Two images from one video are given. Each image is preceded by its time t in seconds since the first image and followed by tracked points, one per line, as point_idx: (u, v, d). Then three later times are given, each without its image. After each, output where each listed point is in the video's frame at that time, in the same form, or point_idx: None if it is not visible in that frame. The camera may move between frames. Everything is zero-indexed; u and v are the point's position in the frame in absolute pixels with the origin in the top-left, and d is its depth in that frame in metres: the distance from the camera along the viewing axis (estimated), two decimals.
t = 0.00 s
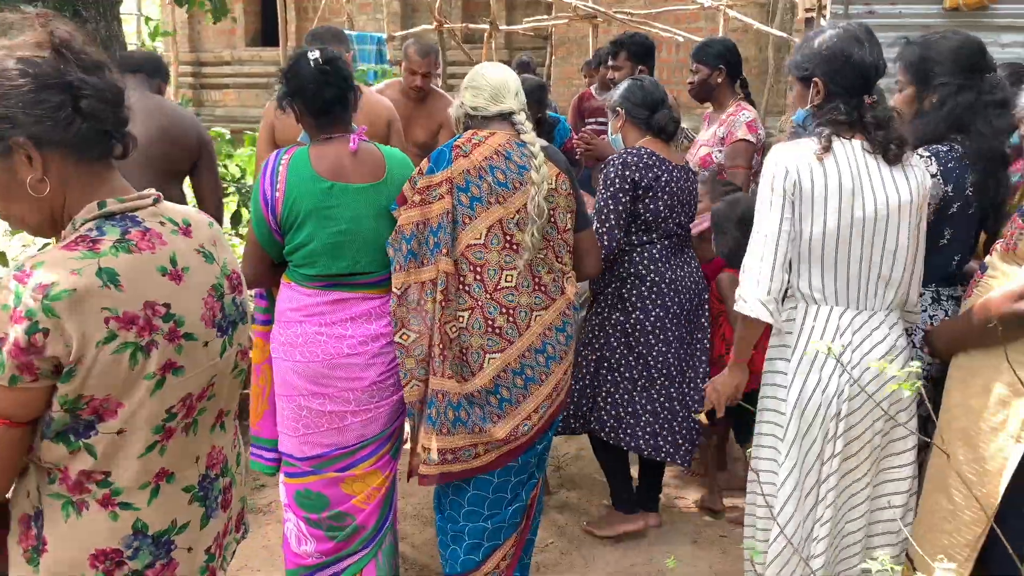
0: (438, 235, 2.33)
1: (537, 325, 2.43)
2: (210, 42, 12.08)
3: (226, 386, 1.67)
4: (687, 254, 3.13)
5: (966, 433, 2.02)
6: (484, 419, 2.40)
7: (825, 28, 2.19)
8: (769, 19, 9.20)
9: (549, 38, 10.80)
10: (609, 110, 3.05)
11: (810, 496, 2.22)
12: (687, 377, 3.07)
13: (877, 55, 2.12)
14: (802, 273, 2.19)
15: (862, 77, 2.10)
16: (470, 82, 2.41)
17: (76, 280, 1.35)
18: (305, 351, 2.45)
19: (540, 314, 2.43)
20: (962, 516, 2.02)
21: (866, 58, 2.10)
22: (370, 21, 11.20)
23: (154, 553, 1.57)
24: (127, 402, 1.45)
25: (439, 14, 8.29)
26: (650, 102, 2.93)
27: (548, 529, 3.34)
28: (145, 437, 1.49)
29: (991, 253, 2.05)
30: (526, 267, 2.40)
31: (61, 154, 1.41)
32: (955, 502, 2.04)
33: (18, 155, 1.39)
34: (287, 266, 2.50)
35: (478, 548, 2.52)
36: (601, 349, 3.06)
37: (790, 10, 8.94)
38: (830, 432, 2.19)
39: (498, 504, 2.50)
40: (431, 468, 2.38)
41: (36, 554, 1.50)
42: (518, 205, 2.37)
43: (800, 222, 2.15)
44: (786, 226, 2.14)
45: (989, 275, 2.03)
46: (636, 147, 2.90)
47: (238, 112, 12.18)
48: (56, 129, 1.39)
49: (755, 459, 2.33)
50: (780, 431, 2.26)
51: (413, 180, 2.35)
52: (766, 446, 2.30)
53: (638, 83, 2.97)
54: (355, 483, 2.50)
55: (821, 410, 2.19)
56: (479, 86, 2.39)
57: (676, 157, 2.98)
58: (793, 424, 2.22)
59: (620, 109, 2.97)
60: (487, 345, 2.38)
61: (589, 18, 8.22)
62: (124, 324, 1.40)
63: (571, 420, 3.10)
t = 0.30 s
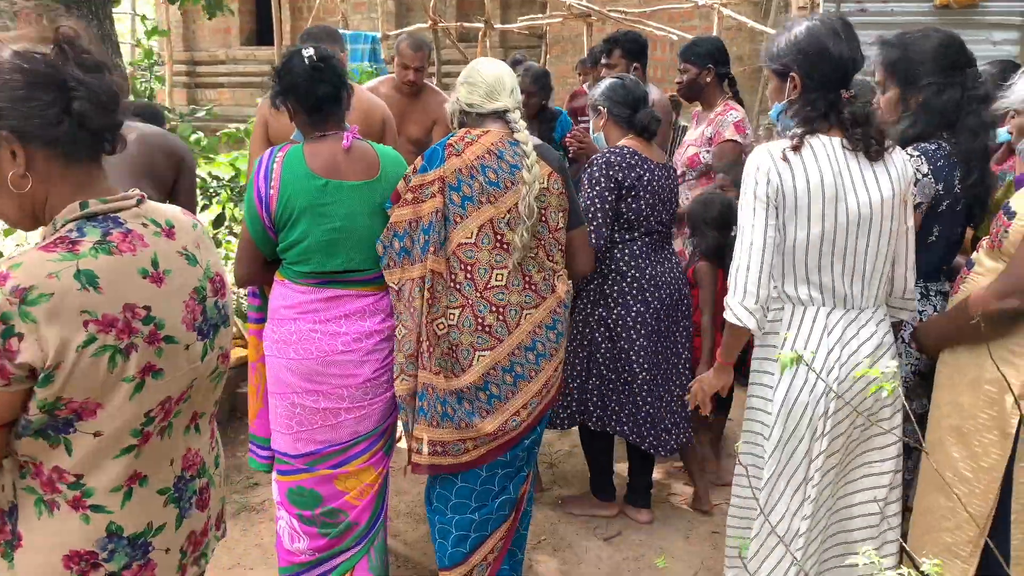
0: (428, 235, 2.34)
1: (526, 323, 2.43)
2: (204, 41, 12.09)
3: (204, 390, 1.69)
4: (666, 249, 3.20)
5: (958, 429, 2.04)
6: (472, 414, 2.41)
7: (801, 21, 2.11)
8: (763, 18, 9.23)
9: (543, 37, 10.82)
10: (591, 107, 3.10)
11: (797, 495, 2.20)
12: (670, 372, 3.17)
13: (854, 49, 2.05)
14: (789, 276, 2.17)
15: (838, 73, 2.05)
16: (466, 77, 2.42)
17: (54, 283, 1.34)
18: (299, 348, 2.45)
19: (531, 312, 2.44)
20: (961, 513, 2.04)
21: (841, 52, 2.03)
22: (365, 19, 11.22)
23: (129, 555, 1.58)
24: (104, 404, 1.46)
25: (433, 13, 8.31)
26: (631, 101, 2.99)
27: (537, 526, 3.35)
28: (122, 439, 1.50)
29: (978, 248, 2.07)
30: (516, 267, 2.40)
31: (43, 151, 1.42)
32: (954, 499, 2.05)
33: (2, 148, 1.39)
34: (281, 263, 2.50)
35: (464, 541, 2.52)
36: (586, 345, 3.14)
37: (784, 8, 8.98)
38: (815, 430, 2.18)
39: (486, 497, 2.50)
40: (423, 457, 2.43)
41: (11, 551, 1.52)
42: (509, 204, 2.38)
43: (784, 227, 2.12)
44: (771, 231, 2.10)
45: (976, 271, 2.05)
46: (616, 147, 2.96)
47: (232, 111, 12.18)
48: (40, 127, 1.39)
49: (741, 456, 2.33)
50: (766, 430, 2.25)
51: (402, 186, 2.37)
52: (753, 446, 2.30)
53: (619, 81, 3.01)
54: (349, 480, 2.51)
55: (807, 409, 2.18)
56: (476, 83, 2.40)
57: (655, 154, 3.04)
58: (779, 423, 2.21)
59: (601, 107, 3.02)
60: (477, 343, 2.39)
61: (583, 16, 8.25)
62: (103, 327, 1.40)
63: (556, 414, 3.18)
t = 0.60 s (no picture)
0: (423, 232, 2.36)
1: (520, 324, 2.45)
2: (198, 40, 12.07)
3: (188, 399, 1.69)
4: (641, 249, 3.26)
5: (945, 425, 2.06)
6: (462, 409, 2.42)
7: (791, 17, 2.11)
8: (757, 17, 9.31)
9: (537, 36, 10.82)
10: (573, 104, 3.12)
11: (784, 496, 2.21)
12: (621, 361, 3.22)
13: (841, 48, 2.05)
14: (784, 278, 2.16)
15: (825, 72, 2.05)
16: (468, 74, 2.43)
17: (38, 284, 1.35)
18: (294, 348, 2.45)
19: (525, 313, 2.45)
20: (951, 511, 2.05)
21: (827, 50, 2.03)
22: (359, 18, 11.23)
23: (110, 561, 1.58)
24: (83, 410, 1.46)
25: (428, 11, 8.30)
26: (612, 100, 3.01)
27: (531, 525, 3.34)
28: (100, 446, 1.50)
29: (965, 248, 2.09)
30: (512, 269, 2.42)
31: (32, 152, 1.42)
32: (944, 496, 2.06)
33: (4, 145, 1.40)
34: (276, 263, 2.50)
35: (444, 528, 2.52)
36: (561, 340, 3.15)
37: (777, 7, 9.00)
38: (806, 431, 2.17)
39: (470, 484, 2.51)
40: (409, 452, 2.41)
41: None
42: (507, 206, 2.39)
43: (775, 230, 2.12)
44: (763, 239, 2.11)
45: (962, 271, 2.06)
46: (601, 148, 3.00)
47: (226, 110, 12.15)
48: (28, 129, 1.39)
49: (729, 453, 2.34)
50: (753, 430, 2.25)
51: (405, 180, 2.36)
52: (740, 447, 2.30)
53: (601, 80, 3.02)
54: (343, 480, 2.51)
55: (796, 409, 2.18)
56: (477, 80, 2.41)
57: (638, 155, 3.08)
58: (767, 424, 2.22)
59: (583, 106, 3.04)
60: (470, 342, 2.40)
61: (578, 15, 8.25)
62: (85, 332, 1.41)
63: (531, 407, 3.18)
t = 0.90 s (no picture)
0: (415, 236, 2.41)
1: (514, 329, 2.48)
2: (193, 40, 12.06)
3: (188, 406, 1.70)
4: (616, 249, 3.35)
5: (928, 427, 2.09)
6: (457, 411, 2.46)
7: (783, 21, 2.12)
8: (751, 17, 9.34)
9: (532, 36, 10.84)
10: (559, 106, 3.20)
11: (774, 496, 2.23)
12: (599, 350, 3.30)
13: (833, 54, 2.06)
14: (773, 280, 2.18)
15: (816, 78, 2.06)
16: (463, 76, 2.43)
17: (43, 298, 1.36)
18: (289, 351, 2.45)
19: (518, 319, 2.49)
20: (932, 512, 2.08)
21: (819, 55, 2.04)
22: (354, 18, 11.25)
23: (114, 565, 1.59)
24: (87, 419, 1.47)
25: (422, 11, 8.30)
26: (594, 104, 3.07)
27: (526, 526, 3.36)
28: (103, 453, 1.51)
29: (950, 251, 2.11)
30: (506, 275, 2.45)
31: (27, 162, 1.42)
32: (926, 497, 2.09)
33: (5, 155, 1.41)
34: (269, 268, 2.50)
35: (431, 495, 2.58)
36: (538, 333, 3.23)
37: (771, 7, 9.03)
38: (795, 431, 2.19)
39: (462, 465, 2.56)
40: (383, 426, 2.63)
41: None
42: (503, 213, 2.41)
43: (767, 234, 2.13)
44: (755, 242, 2.11)
45: (946, 274, 2.08)
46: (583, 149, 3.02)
47: (221, 111, 12.14)
48: (24, 140, 1.40)
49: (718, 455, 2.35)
50: (744, 433, 2.26)
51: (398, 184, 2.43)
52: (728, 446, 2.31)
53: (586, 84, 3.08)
54: (338, 483, 2.53)
55: (786, 411, 2.20)
56: (472, 82, 2.42)
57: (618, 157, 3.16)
58: (757, 426, 2.23)
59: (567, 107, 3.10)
60: (464, 347, 2.43)
61: (572, 15, 8.27)
62: (88, 344, 1.42)
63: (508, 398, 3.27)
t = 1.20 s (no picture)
0: (415, 245, 2.43)
1: (511, 332, 2.51)
2: (189, 43, 12.06)
3: (196, 409, 1.71)
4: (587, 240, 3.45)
5: (919, 428, 2.11)
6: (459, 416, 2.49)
7: (778, 25, 2.13)
8: (746, 18, 9.38)
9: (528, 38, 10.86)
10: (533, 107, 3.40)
11: (767, 498, 2.25)
12: (578, 334, 3.37)
13: (826, 58, 2.08)
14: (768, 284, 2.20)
15: (809, 82, 2.08)
16: (449, 83, 2.47)
17: (56, 307, 1.37)
18: (285, 355, 2.46)
19: (514, 322, 2.51)
20: (925, 512, 2.09)
21: (812, 60, 2.06)
22: (350, 20, 11.27)
23: (126, 566, 1.60)
24: (100, 425, 1.48)
25: (417, 14, 8.31)
26: (564, 103, 3.27)
27: (524, 527, 3.37)
28: (115, 457, 1.53)
29: (939, 254, 2.13)
30: (502, 280, 2.48)
31: (28, 171, 1.44)
32: (918, 498, 2.11)
33: None
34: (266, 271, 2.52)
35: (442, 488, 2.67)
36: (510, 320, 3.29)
37: (765, 8, 9.06)
38: (787, 431, 2.20)
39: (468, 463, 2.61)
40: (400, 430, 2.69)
41: (4, 563, 1.54)
42: (496, 218, 2.45)
43: (762, 238, 2.15)
44: (750, 247, 2.13)
45: (937, 276, 2.11)
46: (555, 140, 3.12)
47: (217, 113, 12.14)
48: (23, 149, 1.41)
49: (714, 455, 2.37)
50: (739, 433, 2.28)
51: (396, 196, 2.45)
52: (723, 448, 2.33)
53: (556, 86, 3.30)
54: (335, 485, 2.54)
55: (780, 412, 2.21)
56: (458, 88, 2.46)
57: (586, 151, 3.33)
58: (751, 428, 2.25)
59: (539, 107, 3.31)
60: (461, 351, 2.46)
61: (567, 16, 8.31)
62: (101, 351, 1.43)
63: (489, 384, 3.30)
